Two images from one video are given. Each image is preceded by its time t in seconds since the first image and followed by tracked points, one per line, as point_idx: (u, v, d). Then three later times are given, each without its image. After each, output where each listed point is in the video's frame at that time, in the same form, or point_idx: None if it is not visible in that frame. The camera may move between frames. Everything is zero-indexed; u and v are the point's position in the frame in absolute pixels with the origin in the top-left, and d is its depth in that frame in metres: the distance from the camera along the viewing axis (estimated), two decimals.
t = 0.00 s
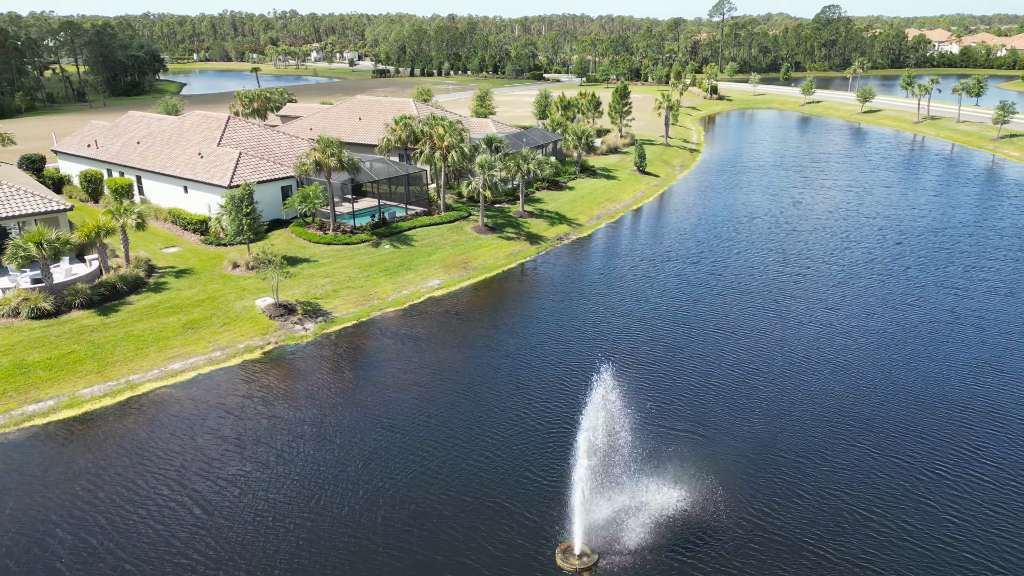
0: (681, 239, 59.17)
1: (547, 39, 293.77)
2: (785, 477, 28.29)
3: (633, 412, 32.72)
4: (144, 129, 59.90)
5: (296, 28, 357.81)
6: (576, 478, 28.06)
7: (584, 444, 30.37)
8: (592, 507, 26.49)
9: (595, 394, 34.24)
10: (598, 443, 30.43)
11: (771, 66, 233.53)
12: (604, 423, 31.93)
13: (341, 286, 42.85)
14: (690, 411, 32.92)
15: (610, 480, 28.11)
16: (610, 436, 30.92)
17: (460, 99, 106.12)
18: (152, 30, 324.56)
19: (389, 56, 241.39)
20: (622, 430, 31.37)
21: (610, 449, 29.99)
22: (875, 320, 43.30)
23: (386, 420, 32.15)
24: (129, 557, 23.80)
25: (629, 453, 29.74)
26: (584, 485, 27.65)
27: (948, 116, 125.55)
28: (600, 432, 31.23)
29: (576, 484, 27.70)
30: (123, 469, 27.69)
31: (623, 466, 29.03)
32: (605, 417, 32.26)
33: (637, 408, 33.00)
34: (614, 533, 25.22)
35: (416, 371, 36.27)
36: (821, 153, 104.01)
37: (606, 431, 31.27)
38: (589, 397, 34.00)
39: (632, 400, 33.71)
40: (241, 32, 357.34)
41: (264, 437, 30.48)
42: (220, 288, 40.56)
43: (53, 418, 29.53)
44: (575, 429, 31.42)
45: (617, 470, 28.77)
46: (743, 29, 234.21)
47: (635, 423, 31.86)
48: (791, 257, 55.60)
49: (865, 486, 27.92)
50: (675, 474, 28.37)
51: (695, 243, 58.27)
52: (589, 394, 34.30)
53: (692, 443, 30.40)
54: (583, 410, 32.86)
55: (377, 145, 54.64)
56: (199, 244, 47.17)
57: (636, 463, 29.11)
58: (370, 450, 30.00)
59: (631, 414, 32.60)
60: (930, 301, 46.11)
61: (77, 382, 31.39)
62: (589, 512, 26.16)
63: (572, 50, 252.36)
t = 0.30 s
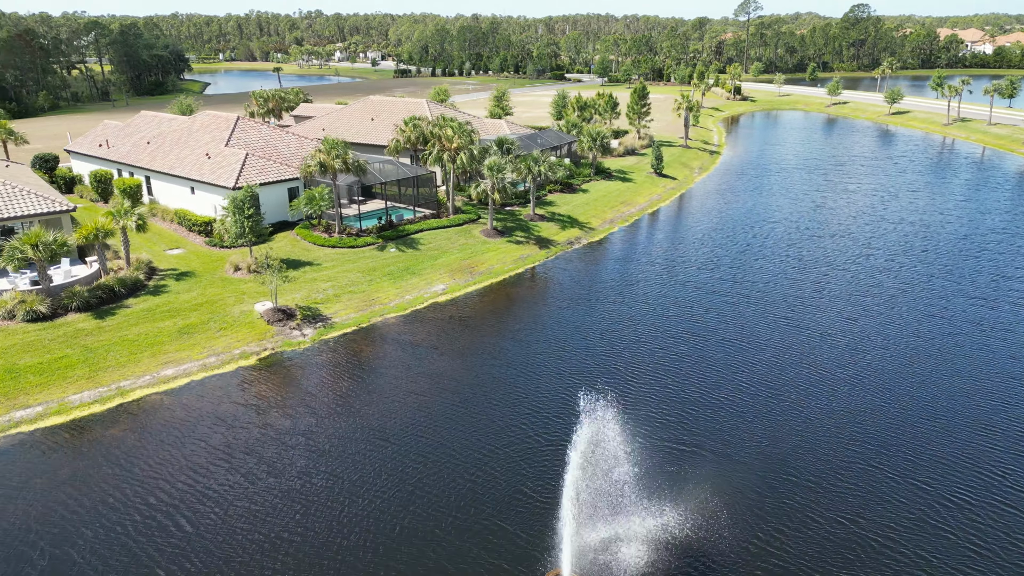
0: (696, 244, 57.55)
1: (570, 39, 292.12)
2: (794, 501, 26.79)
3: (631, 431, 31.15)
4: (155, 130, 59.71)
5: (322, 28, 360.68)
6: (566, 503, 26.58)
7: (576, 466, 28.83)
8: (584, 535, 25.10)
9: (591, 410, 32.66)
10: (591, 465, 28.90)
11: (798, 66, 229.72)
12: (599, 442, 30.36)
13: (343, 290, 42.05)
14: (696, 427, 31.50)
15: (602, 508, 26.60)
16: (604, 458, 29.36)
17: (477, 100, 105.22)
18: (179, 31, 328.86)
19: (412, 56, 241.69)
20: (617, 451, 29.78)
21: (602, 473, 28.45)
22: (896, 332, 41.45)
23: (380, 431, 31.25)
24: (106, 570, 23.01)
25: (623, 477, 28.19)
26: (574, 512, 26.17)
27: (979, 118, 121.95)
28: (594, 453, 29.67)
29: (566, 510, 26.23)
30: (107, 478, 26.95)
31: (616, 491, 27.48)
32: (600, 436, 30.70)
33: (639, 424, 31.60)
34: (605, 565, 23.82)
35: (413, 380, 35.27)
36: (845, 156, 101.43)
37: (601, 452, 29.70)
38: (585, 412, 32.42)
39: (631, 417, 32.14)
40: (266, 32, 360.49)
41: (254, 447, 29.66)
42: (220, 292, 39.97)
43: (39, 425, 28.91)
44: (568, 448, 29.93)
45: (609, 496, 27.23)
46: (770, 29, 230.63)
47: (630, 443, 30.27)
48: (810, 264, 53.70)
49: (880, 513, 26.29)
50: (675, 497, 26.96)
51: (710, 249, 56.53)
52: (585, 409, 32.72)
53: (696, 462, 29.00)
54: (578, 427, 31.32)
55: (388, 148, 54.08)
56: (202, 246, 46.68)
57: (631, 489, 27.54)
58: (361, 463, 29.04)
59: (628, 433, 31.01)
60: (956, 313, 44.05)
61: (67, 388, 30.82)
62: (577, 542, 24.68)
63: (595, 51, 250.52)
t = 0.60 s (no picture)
0: (720, 251, 55.66)
1: (605, 39, 289.58)
2: (810, 532, 25.06)
3: (635, 451, 29.63)
4: (177, 129, 59.82)
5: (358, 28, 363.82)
6: (554, 530, 25.04)
7: (567, 490, 27.31)
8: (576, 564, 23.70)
9: (590, 428, 31.17)
10: (581, 491, 27.36)
11: (838, 67, 224.11)
12: (590, 464, 28.83)
13: (352, 296, 41.31)
14: (709, 448, 29.92)
15: (592, 537, 25.03)
16: (597, 483, 27.82)
17: (505, 101, 104.17)
18: (219, 31, 334.70)
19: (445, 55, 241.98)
20: (610, 475, 28.21)
21: (594, 500, 26.90)
22: (929, 348, 39.24)
23: (379, 442, 30.29)
24: None
25: (616, 505, 26.59)
26: (562, 541, 24.63)
27: None
28: (586, 477, 28.15)
29: (553, 539, 24.71)
30: (96, 486, 26.43)
31: (608, 520, 25.91)
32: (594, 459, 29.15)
33: (647, 443, 30.15)
34: None
35: (418, 389, 34.28)
36: (883, 159, 98.02)
37: (593, 476, 28.20)
38: (580, 431, 30.89)
39: (632, 438, 30.54)
40: (303, 32, 364.84)
41: (249, 456, 28.94)
42: (227, 295, 39.51)
43: (34, 430, 28.56)
44: (560, 470, 28.45)
45: (600, 525, 25.68)
46: (809, 28, 225.48)
47: (629, 466, 28.71)
48: (840, 273, 51.46)
49: (902, 547, 24.45)
50: (679, 525, 25.44)
51: (735, 256, 54.60)
52: (581, 427, 31.21)
53: (705, 486, 27.41)
54: (572, 446, 29.82)
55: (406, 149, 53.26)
56: (215, 248, 46.40)
57: (624, 518, 25.94)
58: (356, 476, 28.10)
59: (624, 455, 29.41)
60: (995, 329, 41.57)
61: (65, 392, 30.48)
62: (563, 574, 23.12)
63: (629, 52, 247.90)
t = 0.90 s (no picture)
0: (744, 256, 53.82)
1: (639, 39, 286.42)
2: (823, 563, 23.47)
3: (638, 470, 28.27)
4: (197, 129, 59.88)
5: (392, 28, 366.07)
6: (540, 555, 23.74)
7: (558, 511, 26.03)
8: None
9: (592, 444, 29.89)
10: (572, 513, 26.03)
11: (878, 67, 218.36)
12: (586, 483, 27.52)
13: (360, 300, 40.58)
14: (719, 468, 28.42)
15: (579, 564, 23.70)
16: (590, 504, 26.51)
17: (532, 101, 102.97)
18: (257, 31, 339.57)
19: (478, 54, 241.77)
20: (607, 495, 26.87)
21: (585, 523, 25.58)
22: (961, 364, 37.15)
23: (376, 453, 29.38)
24: None
25: (608, 528, 25.22)
26: (547, 566, 23.33)
27: None
28: (580, 497, 26.84)
29: (539, 564, 23.42)
30: (85, 494, 26.00)
31: (599, 545, 24.56)
32: (590, 477, 27.82)
33: (651, 462, 28.76)
34: None
35: (420, 398, 33.34)
36: (923, 163, 94.58)
37: (590, 495, 26.91)
38: (578, 447, 29.58)
39: (636, 456, 29.13)
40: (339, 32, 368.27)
41: (243, 465, 28.25)
42: (233, 298, 39.09)
43: (28, 434, 28.27)
44: (554, 489, 27.17)
45: (589, 551, 24.35)
46: (849, 28, 220.04)
47: (631, 485, 27.36)
48: (869, 282, 49.31)
49: None
50: (681, 551, 24.03)
51: (759, 263, 52.73)
52: (580, 443, 29.90)
53: (713, 510, 25.95)
54: (568, 464, 28.52)
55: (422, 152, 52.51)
56: (228, 249, 46.12)
57: (617, 542, 24.55)
58: (349, 489, 27.22)
59: (623, 474, 28.04)
60: None
61: (63, 396, 30.19)
62: None
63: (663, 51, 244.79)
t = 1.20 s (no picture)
0: (769, 264, 51.89)
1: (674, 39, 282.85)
2: None
3: (640, 492, 26.89)
4: (218, 129, 59.94)
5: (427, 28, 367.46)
6: None
7: (550, 533, 24.73)
8: None
9: (594, 463, 28.57)
10: (566, 536, 24.73)
11: (922, 68, 212.05)
12: (583, 505, 26.15)
13: (368, 305, 39.85)
14: (729, 491, 26.95)
15: None
16: (585, 526, 25.20)
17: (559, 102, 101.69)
18: (294, 31, 343.85)
19: (510, 54, 240.98)
20: (602, 517, 25.55)
21: (578, 547, 24.26)
22: (997, 383, 35.00)
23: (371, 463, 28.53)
24: None
25: (603, 555, 23.81)
26: None
27: None
28: (577, 519, 25.49)
29: None
30: (76, 498, 25.63)
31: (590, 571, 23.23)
32: (587, 498, 26.56)
33: (656, 483, 27.37)
34: None
35: (423, 407, 32.42)
36: (965, 167, 90.96)
37: (587, 518, 25.54)
38: (578, 466, 28.26)
39: (639, 476, 27.75)
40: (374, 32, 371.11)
41: (238, 471, 27.63)
42: (240, 301, 38.68)
43: (24, 437, 28.04)
44: (549, 508, 25.88)
45: None
46: (892, 28, 214.14)
47: (631, 508, 25.97)
48: (900, 293, 47.05)
49: None
50: None
51: (786, 270, 50.77)
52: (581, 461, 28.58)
53: (719, 537, 24.51)
54: (566, 484, 27.21)
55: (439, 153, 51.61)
56: (241, 250, 45.87)
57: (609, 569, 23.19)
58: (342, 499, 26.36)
59: (624, 496, 26.66)
60: None
61: (61, 399, 29.98)
62: None
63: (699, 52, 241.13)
